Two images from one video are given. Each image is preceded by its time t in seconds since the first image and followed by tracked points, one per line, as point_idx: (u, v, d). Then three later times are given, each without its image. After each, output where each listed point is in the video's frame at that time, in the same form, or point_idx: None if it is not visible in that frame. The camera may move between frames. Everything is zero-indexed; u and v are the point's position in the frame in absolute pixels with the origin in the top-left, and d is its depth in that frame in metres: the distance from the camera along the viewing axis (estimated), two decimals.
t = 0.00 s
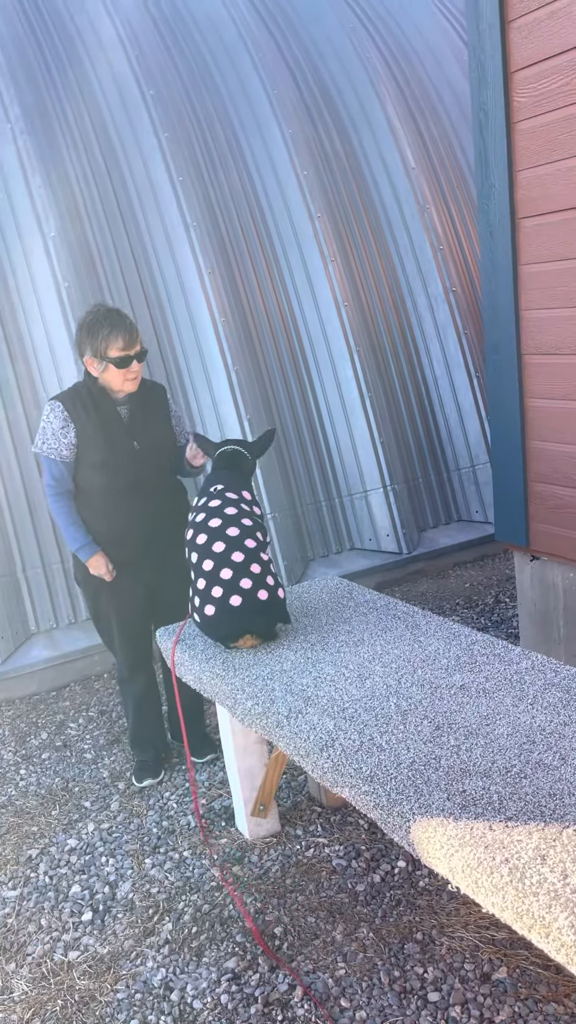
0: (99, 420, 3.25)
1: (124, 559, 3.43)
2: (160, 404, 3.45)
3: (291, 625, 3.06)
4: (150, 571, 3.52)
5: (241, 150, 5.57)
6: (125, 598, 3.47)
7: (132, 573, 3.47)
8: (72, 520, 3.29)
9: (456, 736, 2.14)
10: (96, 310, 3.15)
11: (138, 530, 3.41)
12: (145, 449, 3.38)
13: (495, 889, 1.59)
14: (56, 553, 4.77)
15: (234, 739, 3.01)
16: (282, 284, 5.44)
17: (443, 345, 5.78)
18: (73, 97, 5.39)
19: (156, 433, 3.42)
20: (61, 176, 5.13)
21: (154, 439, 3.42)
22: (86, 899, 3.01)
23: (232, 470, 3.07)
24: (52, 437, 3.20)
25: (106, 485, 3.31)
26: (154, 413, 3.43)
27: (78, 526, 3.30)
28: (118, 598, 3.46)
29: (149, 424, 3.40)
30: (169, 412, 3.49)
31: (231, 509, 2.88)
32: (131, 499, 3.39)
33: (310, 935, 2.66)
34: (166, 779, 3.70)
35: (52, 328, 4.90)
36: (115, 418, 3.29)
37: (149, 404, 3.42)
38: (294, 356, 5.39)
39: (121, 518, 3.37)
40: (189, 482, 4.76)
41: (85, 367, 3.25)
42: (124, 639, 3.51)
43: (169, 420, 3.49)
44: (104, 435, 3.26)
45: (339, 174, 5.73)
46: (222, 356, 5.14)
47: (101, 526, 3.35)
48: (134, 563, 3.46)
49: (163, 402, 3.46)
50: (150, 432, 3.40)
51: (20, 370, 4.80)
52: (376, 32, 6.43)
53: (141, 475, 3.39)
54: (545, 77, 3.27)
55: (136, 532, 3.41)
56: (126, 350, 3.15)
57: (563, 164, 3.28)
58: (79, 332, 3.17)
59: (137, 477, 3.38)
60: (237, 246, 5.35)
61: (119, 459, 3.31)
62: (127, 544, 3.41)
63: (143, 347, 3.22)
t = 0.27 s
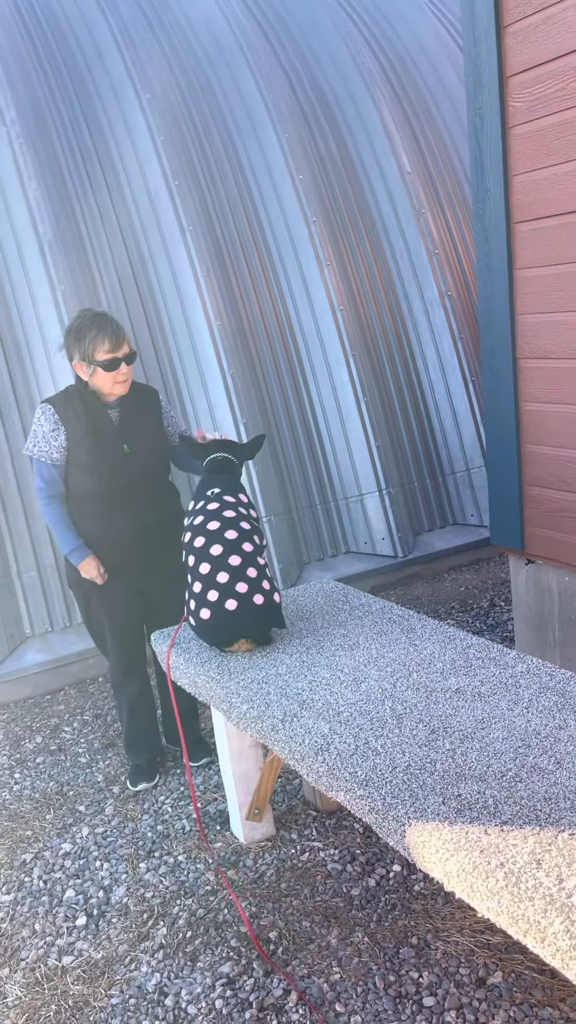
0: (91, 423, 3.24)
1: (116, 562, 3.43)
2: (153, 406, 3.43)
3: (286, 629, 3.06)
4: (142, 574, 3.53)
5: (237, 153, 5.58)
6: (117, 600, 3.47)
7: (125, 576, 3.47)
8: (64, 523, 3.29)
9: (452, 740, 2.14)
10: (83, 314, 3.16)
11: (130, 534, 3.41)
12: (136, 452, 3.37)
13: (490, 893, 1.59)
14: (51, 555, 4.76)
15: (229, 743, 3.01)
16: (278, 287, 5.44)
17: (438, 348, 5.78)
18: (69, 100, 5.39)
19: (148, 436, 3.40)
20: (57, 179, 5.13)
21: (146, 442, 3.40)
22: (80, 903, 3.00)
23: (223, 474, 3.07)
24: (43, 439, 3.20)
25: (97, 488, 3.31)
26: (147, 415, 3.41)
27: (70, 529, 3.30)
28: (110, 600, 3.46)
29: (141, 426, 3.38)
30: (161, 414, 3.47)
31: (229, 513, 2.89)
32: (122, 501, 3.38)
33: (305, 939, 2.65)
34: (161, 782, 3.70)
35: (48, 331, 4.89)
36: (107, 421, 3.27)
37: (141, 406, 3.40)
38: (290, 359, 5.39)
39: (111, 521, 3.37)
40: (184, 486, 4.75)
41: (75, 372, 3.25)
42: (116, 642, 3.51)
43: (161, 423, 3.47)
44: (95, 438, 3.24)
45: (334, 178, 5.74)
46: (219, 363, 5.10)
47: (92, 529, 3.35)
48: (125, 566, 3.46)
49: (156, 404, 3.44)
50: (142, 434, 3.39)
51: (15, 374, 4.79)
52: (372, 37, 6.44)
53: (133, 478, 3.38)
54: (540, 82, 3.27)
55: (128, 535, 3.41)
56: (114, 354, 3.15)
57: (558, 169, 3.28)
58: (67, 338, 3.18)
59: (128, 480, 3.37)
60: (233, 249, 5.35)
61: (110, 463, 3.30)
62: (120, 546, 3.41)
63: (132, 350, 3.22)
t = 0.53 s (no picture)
0: (86, 427, 3.23)
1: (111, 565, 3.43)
2: (148, 410, 3.41)
3: (282, 632, 3.06)
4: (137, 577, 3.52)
5: (234, 156, 5.59)
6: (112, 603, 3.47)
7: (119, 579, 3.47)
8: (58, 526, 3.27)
9: (448, 744, 2.14)
10: (80, 318, 3.15)
11: (122, 538, 3.41)
12: (129, 457, 3.37)
13: (487, 897, 1.59)
14: (46, 558, 4.75)
15: (225, 747, 3.01)
16: (274, 290, 5.45)
17: (434, 352, 5.79)
18: (66, 102, 5.39)
19: (141, 441, 3.39)
20: (53, 181, 5.12)
21: (140, 447, 3.39)
22: (75, 908, 2.99)
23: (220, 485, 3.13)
24: (38, 442, 3.18)
25: (90, 492, 3.31)
26: (142, 420, 3.39)
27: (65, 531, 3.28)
28: (105, 603, 3.46)
29: (135, 431, 3.38)
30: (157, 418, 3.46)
31: (225, 517, 2.88)
32: (113, 505, 3.39)
33: (300, 943, 2.65)
34: (156, 786, 3.69)
35: (44, 333, 4.89)
36: (101, 426, 3.27)
37: (137, 410, 3.39)
38: (286, 362, 5.39)
39: (104, 525, 3.37)
40: (180, 489, 4.75)
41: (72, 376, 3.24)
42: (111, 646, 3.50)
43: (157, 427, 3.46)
44: (88, 443, 3.24)
45: (331, 182, 5.75)
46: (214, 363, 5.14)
47: (86, 533, 3.34)
48: (120, 569, 3.46)
49: (151, 409, 3.43)
50: (136, 439, 3.38)
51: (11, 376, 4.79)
52: (369, 41, 6.46)
53: (124, 483, 3.39)
54: (536, 87, 3.28)
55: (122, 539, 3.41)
56: (110, 358, 3.14)
57: (554, 174, 3.29)
58: (63, 342, 3.17)
59: (120, 485, 3.38)
60: (229, 252, 5.36)
61: (102, 468, 3.30)
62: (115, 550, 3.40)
63: (129, 355, 3.20)
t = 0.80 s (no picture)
0: (84, 428, 3.23)
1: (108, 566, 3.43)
2: (147, 410, 3.41)
3: (279, 634, 3.06)
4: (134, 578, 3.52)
5: (232, 158, 5.59)
6: (108, 604, 3.47)
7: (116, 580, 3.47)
8: (55, 526, 3.28)
9: (444, 746, 2.14)
10: (78, 321, 3.16)
11: (120, 539, 3.41)
12: (127, 458, 3.37)
13: (482, 900, 1.59)
14: (43, 559, 4.74)
15: (221, 749, 3.00)
16: (272, 292, 5.45)
17: (431, 355, 5.81)
18: (64, 103, 5.38)
19: (140, 441, 3.39)
20: (51, 183, 5.12)
21: (138, 448, 3.39)
22: (71, 909, 2.99)
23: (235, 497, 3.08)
24: (36, 443, 3.19)
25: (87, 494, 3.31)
26: (140, 420, 3.39)
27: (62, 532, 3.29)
28: (101, 604, 3.46)
29: (133, 432, 3.37)
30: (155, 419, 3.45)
31: (218, 519, 2.88)
32: (111, 506, 3.39)
33: (296, 945, 2.65)
34: (152, 788, 3.69)
35: (41, 335, 4.89)
36: (98, 428, 3.27)
37: (135, 411, 3.39)
38: (283, 363, 5.40)
39: (102, 526, 3.37)
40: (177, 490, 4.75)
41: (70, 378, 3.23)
42: (108, 647, 3.50)
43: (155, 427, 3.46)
44: (85, 444, 3.24)
45: (328, 184, 5.76)
46: (212, 366, 5.14)
47: (83, 534, 3.34)
48: (116, 570, 3.46)
49: (150, 409, 3.42)
50: (134, 441, 3.38)
51: (8, 377, 4.79)
52: (367, 44, 6.46)
53: (122, 484, 3.39)
54: (534, 90, 3.29)
55: (119, 541, 3.41)
56: (108, 360, 3.14)
57: (552, 177, 3.30)
58: (62, 344, 3.17)
59: (118, 486, 3.37)
60: (227, 254, 5.36)
61: (100, 469, 3.31)
62: (111, 551, 3.40)
63: (127, 357, 3.21)
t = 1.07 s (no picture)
0: (84, 429, 3.22)
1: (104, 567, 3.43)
2: (146, 412, 3.40)
3: (276, 635, 3.06)
4: (130, 579, 3.52)
5: (231, 159, 5.59)
6: (104, 605, 3.47)
7: (112, 581, 3.47)
8: (53, 527, 3.28)
9: (441, 747, 2.14)
10: (84, 320, 3.11)
11: (117, 540, 3.41)
12: (126, 459, 3.36)
13: (479, 901, 1.59)
14: (41, 559, 4.74)
15: (219, 749, 3.00)
16: (271, 293, 5.45)
17: (429, 356, 5.82)
18: (63, 103, 5.38)
19: (139, 443, 3.38)
20: (50, 183, 5.12)
21: (137, 449, 3.38)
22: (68, 910, 2.98)
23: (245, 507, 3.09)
24: (36, 443, 3.18)
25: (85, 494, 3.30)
26: (139, 421, 3.39)
27: (59, 532, 3.29)
28: (97, 605, 3.46)
29: (132, 433, 3.37)
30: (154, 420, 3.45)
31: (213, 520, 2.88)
32: (109, 507, 3.39)
33: (293, 946, 2.65)
34: (149, 788, 3.69)
35: (40, 335, 4.89)
36: (98, 429, 3.26)
37: (134, 412, 3.38)
38: (281, 364, 5.40)
39: (100, 527, 3.37)
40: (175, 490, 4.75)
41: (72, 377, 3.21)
42: (104, 648, 3.50)
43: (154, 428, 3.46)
44: (85, 445, 3.24)
45: (327, 185, 5.76)
46: (211, 368, 5.15)
47: (81, 534, 3.34)
48: (112, 571, 3.46)
49: (149, 410, 3.42)
50: (134, 442, 3.37)
51: (6, 377, 4.79)
52: (366, 45, 6.47)
53: (120, 485, 3.38)
54: (532, 92, 3.30)
55: (116, 541, 3.41)
56: (113, 361, 3.11)
57: (550, 178, 3.30)
58: (66, 343, 3.13)
59: (116, 487, 3.37)
60: (226, 255, 5.36)
61: (99, 470, 3.30)
62: (107, 552, 3.40)
63: (131, 360, 3.20)
